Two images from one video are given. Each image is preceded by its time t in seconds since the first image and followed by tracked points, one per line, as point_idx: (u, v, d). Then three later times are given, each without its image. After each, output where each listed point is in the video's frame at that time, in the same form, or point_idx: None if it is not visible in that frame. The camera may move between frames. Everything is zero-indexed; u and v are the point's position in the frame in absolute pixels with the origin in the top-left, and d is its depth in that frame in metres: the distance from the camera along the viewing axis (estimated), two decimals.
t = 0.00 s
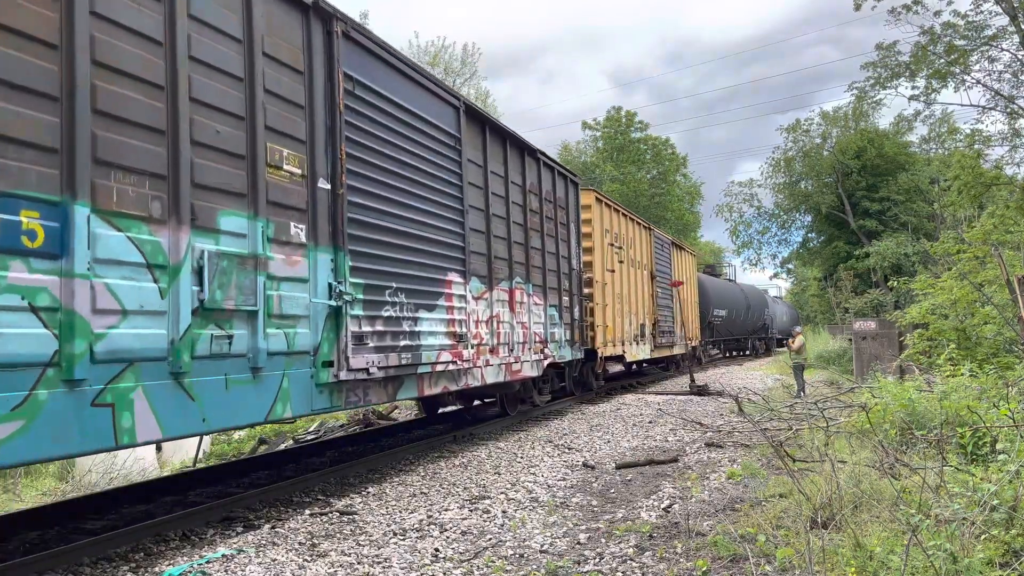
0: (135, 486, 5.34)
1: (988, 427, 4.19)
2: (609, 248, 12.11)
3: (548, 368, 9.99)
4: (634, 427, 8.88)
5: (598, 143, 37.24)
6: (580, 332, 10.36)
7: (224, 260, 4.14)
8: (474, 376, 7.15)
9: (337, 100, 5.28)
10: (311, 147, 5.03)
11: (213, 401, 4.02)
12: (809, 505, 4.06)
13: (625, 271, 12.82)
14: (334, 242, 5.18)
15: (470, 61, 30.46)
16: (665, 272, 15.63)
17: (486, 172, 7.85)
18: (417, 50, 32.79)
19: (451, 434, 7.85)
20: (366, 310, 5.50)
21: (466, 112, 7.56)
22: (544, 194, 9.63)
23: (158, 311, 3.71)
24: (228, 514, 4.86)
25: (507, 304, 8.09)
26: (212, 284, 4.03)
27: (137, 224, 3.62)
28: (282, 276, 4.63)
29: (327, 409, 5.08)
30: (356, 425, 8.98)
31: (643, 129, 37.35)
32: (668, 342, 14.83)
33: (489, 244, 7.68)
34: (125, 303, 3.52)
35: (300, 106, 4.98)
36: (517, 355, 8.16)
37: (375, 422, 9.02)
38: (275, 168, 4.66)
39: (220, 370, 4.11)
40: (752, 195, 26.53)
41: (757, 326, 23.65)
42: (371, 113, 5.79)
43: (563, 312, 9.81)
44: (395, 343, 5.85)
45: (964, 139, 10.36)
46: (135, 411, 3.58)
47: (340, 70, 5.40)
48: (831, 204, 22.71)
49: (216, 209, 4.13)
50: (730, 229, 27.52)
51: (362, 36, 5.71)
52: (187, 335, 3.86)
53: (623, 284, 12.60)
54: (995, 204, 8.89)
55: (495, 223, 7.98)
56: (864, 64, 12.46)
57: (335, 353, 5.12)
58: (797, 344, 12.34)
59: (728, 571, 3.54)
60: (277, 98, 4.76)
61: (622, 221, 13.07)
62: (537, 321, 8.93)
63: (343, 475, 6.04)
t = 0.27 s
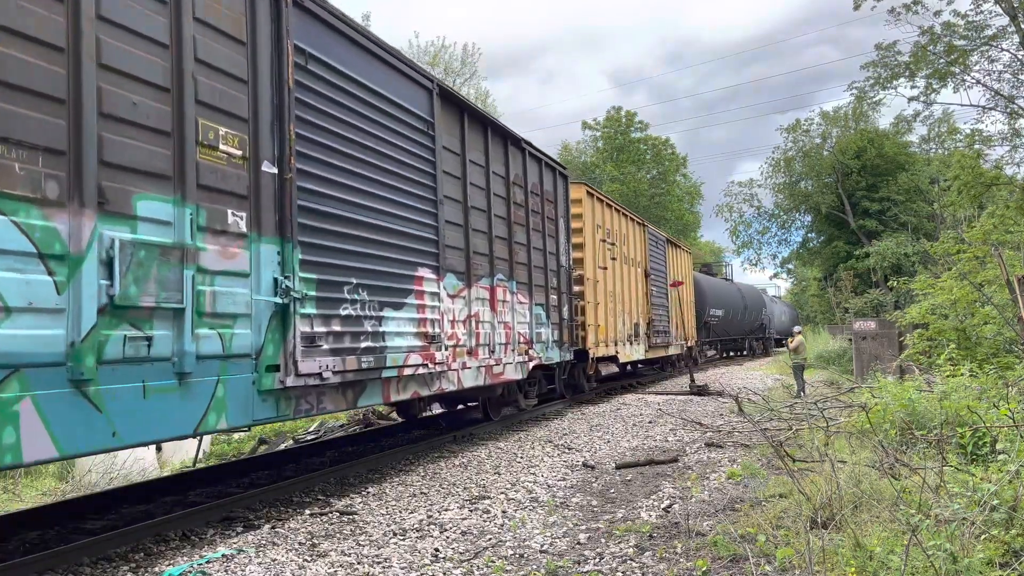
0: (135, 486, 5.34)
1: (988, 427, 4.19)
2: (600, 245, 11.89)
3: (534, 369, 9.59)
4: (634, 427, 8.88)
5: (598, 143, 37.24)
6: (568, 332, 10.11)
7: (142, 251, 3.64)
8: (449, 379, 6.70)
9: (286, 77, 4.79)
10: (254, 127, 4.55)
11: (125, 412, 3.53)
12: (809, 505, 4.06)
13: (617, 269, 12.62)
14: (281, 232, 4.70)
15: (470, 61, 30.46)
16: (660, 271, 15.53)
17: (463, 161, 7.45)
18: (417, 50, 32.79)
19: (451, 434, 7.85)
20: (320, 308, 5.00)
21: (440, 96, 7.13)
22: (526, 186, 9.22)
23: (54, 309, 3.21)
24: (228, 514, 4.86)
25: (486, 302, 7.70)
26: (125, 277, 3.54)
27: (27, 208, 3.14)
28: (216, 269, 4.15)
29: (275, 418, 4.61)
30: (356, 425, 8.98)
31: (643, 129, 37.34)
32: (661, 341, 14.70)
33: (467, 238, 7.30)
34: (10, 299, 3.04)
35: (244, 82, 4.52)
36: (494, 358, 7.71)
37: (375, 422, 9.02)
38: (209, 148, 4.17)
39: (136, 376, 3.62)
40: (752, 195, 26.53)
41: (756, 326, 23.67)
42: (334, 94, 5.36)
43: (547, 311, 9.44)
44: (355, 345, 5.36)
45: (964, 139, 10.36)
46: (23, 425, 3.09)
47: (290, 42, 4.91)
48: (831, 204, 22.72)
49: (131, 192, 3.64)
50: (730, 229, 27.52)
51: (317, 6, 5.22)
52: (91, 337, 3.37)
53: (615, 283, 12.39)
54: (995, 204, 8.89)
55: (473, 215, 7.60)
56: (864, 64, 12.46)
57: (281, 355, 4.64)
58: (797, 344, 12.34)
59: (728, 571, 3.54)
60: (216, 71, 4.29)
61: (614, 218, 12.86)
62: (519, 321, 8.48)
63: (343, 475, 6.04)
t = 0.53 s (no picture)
0: (134, 486, 5.33)
1: (988, 427, 4.18)
2: (592, 242, 11.63)
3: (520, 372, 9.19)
4: (634, 427, 8.88)
5: (598, 143, 37.23)
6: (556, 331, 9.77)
7: (31, 239, 3.14)
8: (420, 384, 6.21)
9: (224, 46, 4.23)
10: (182, 101, 4.02)
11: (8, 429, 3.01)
12: (809, 505, 4.06)
13: (609, 267, 12.34)
14: (214, 221, 4.16)
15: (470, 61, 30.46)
16: (655, 270, 15.38)
17: (439, 149, 7.02)
18: (417, 50, 32.79)
19: (451, 434, 7.85)
20: (264, 308, 4.48)
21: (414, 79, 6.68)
22: (509, 178, 8.74)
23: None
24: (228, 514, 4.86)
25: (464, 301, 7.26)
26: (8, 270, 3.04)
27: None
28: (131, 262, 3.61)
29: (205, 430, 4.09)
30: (356, 426, 8.98)
31: (643, 129, 37.33)
32: (656, 342, 14.50)
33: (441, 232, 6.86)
34: None
35: (172, 51, 3.99)
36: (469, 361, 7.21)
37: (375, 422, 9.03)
38: (123, 123, 3.65)
39: (23, 387, 3.10)
40: (752, 195, 26.52)
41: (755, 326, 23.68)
42: (287, 71, 4.87)
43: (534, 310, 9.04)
44: (306, 348, 4.83)
45: (964, 139, 10.36)
46: None
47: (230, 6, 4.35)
48: (831, 204, 22.71)
49: (19, 170, 3.13)
50: (730, 228, 27.52)
51: None
52: None
53: (608, 281, 12.13)
54: (995, 204, 8.89)
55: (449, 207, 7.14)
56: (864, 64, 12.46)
57: (215, 362, 4.11)
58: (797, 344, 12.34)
59: (728, 571, 3.54)
60: (136, 36, 3.76)
61: (606, 214, 12.55)
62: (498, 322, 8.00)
63: (343, 475, 6.04)
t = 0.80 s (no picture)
0: (134, 486, 5.33)
1: (988, 427, 4.18)
2: (583, 238, 11.32)
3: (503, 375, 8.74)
4: (634, 427, 8.88)
5: (598, 143, 37.23)
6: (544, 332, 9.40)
7: None
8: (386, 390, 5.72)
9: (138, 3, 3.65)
10: (88, 65, 3.45)
11: None
12: (809, 505, 4.07)
13: (601, 265, 12.04)
14: (130, 207, 3.60)
15: (470, 61, 30.47)
16: (650, 268, 15.23)
17: (411, 135, 6.46)
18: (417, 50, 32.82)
19: (451, 434, 7.85)
20: (192, 307, 3.93)
21: (381, 57, 6.11)
22: (490, 168, 8.22)
23: None
24: (228, 514, 4.86)
25: (438, 300, 6.71)
26: None
27: None
28: (16, 250, 3.08)
29: (115, 447, 3.53)
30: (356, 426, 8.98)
31: (643, 129, 37.33)
32: (649, 342, 14.29)
33: (414, 224, 6.35)
34: None
35: (76, 8, 3.42)
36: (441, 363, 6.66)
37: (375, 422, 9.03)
38: (9, 88, 3.10)
39: None
40: (752, 194, 26.54)
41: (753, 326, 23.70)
42: (238, 45, 4.39)
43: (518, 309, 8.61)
44: (246, 351, 4.28)
45: (964, 139, 10.35)
46: None
47: None
48: (831, 204, 22.71)
49: None
50: (730, 228, 27.52)
51: None
52: None
53: (599, 279, 11.85)
54: (995, 204, 8.88)
55: (421, 199, 6.62)
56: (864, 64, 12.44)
57: (129, 368, 3.54)
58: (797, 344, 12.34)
59: (728, 571, 3.54)
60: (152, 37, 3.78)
61: (597, 210, 12.24)
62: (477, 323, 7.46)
63: (343, 475, 6.04)
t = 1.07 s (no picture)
0: (133, 486, 5.33)
1: (988, 427, 4.19)
2: (573, 234, 10.98)
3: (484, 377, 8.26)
4: (634, 427, 8.88)
5: (598, 143, 37.24)
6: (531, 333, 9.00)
7: None
8: (344, 397, 5.21)
9: None
10: None
11: None
12: (809, 505, 4.07)
13: (592, 263, 11.71)
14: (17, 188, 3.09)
15: (470, 61, 30.49)
16: (645, 267, 15.02)
17: (376, 118, 5.91)
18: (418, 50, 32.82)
19: (451, 434, 7.85)
20: (99, 307, 3.39)
21: (343, 32, 5.56)
22: (469, 158, 7.68)
23: None
24: (228, 514, 4.86)
25: (407, 298, 6.18)
26: None
27: None
28: None
29: None
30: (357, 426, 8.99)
31: (643, 129, 37.33)
32: (644, 341, 14.03)
33: (378, 215, 5.81)
34: None
35: None
36: (411, 367, 6.11)
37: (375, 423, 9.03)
38: None
39: None
40: (752, 194, 26.54)
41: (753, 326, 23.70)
42: (177, 14, 3.92)
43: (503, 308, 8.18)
44: (170, 357, 3.76)
45: (964, 139, 10.36)
46: None
47: None
48: (831, 204, 22.70)
49: None
50: (730, 228, 27.51)
51: None
52: None
53: (590, 277, 11.53)
54: (995, 204, 8.89)
55: (388, 188, 6.07)
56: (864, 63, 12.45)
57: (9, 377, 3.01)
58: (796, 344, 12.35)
59: (727, 571, 3.54)
60: (163, 41, 3.83)
61: (589, 205, 11.89)
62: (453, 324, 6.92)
63: (343, 475, 6.04)
